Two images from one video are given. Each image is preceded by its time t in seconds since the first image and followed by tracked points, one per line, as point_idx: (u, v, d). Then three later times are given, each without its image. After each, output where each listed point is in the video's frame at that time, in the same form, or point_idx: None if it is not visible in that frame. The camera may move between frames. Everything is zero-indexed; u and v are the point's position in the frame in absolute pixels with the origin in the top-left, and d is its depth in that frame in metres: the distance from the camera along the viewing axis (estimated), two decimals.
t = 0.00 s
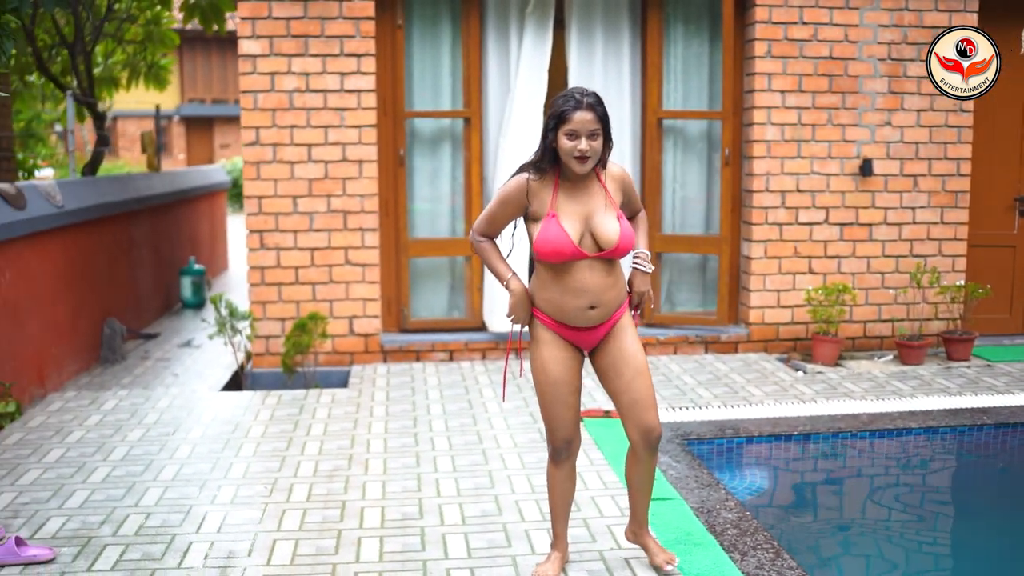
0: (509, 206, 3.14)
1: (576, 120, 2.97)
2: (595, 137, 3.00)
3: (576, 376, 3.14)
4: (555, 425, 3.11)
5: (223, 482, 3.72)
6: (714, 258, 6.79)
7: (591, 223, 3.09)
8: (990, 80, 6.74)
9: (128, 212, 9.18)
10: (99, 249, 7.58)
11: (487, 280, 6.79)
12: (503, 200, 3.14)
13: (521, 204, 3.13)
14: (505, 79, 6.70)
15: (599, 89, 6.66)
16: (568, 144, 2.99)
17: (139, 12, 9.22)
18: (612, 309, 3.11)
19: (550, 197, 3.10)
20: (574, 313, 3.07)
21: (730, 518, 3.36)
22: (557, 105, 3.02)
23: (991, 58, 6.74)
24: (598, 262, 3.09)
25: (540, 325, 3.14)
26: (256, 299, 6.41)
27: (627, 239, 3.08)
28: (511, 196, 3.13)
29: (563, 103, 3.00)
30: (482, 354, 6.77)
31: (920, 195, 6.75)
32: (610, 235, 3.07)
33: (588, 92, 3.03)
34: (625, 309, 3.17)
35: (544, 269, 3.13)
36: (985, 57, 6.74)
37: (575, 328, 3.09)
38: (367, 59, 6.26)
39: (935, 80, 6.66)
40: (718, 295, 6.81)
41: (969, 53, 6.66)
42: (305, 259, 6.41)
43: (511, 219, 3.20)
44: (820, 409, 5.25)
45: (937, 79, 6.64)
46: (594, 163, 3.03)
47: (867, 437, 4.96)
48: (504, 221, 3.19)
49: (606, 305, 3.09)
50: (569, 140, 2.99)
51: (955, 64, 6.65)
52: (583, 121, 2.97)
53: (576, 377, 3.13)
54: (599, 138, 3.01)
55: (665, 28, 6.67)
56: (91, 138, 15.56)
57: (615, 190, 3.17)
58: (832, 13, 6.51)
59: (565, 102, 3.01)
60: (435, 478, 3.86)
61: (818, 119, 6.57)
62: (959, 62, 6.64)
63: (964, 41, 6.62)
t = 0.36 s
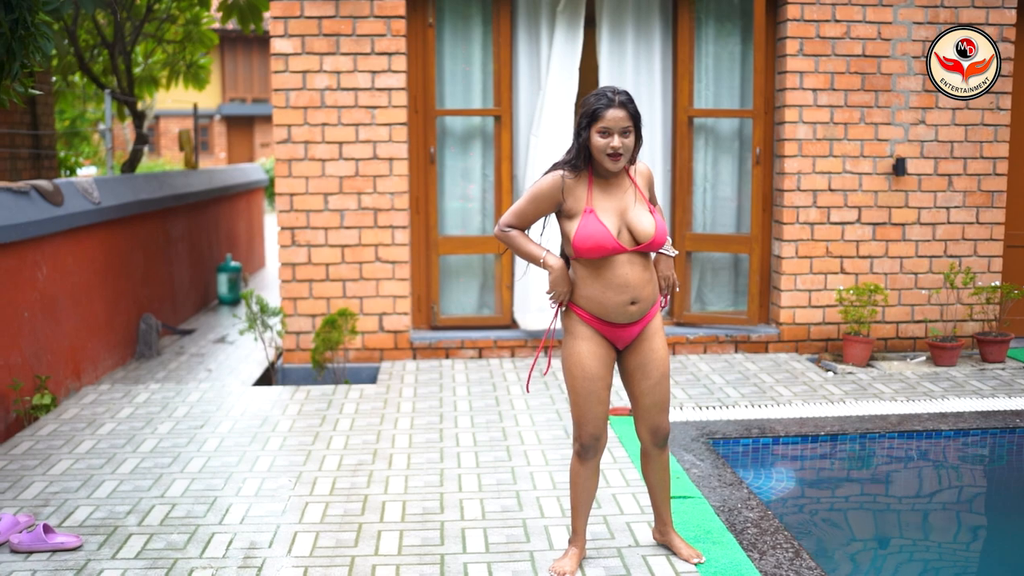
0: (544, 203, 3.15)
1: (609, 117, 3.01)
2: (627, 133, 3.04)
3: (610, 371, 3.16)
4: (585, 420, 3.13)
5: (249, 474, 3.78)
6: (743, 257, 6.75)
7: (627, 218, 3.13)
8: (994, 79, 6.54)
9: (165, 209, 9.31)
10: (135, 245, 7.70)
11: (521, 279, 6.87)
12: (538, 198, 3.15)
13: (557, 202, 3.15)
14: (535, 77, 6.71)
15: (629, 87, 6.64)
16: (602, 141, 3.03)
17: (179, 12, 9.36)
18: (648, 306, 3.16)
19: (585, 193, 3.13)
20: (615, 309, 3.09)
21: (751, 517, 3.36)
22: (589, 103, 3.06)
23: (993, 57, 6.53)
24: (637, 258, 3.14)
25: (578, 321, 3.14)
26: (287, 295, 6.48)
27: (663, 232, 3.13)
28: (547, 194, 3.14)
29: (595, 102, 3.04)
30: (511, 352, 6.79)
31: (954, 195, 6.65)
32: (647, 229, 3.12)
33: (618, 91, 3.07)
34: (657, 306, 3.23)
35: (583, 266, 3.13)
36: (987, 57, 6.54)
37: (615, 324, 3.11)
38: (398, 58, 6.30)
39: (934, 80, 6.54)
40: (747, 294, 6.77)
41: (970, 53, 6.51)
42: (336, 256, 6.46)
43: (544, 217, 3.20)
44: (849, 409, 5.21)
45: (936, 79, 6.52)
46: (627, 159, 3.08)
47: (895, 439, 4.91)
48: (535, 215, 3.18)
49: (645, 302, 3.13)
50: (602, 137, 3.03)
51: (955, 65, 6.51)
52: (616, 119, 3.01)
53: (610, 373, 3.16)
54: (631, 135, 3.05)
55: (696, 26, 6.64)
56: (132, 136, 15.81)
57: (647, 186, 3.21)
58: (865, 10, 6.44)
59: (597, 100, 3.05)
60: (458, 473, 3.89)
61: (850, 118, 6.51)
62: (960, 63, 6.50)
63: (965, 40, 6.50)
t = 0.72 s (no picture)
0: (585, 199, 3.15)
1: (645, 115, 3.02)
2: (663, 130, 3.05)
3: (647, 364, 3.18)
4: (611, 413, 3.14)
5: (273, 466, 3.84)
6: (772, 255, 6.72)
7: (667, 212, 3.15)
8: (993, 80, 6.46)
9: (200, 206, 9.44)
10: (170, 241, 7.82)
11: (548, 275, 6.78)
12: (578, 195, 3.15)
13: (597, 197, 3.15)
14: (564, 76, 6.72)
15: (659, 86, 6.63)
16: (639, 138, 3.04)
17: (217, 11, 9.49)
18: (688, 298, 3.17)
19: (625, 189, 3.14)
20: (655, 302, 3.11)
21: (770, 514, 3.36)
22: (624, 101, 3.06)
23: (993, 58, 6.45)
24: (677, 250, 3.15)
25: (618, 314, 3.16)
26: (316, 291, 6.56)
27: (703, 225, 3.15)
28: (587, 190, 3.15)
29: (631, 100, 3.04)
30: (539, 348, 6.81)
31: (987, 194, 6.57)
32: (688, 222, 3.14)
33: (653, 88, 3.07)
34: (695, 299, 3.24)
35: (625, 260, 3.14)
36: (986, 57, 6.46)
37: (654, 316, 3.13)
38: (427, 56, 6.35)
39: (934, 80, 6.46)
40: (775, 292, 6.74)
41: (971, 53, 6.43)
42: (365, 252, 6.53)
43: (583, 213, 3.20)
44: (877, 409, 5.17)
45: (937, 79, 6.44)
46: (663, 156, 3.08)
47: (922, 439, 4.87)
48: (575, 212, 3.19)
49: (684, 294, 3.15)
50: (639, 134, 3.04)
51: (955, 65, 6.43)
52: (652, 116, 3.02)
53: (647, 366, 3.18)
54: (667, 132, 3.06)
55: (726, 24, 6.62)
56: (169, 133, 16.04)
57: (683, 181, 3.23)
58: (897, 7, 6.37)
59: (633, 98, 3.05)
60: (480, 467, 3.93)
61: (881, 116, 6.45)
62: (960, 63, 6.42)
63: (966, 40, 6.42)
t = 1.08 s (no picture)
0: (609, 195, 3.19)
1: (670, 112, 3.04)
2: (687, 128, 3.07)
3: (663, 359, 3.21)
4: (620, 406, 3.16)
5: (293, 459, 3.91)
6: (797, 255, 6.69)
7: (690, 209, 3.15)
8: (994, 79, 6.38)
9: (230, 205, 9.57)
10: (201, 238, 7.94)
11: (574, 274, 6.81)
12: (603, 191, 3.19)
13: (621, 193, 3.18)
14: (588, 75, 6.74)
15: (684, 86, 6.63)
16: (663, 135, 3.06)
17: (249, 12, 9.61)
18: (707, 296, 3.17)
19: (649, 185, 3.15)
20: (672, 299, 3.13)
21: (784, 512, 3.37)
22: (649, 99, 3.09)
23: (993, 57, 6.36)
24: (696, 249, 3.14)
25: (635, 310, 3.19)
26: (342, 288, 6.64)
27: (725, 224, 3.14)
28: (612, 186, 3.18)
29: (656, 97, 3.07)
30: (562, 346, 6.84)
31: (1015, 193, 6.50)
32: (710, 221, 3.13)
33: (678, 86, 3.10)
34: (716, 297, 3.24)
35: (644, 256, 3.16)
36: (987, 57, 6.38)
37: (671, 314, 3.16)
38: (452, 55, 6.40)
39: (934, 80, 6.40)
40: (799, 292, 6.72)
41: (971, 52, 6.36)
42: (390, 250, 6.60)
43: (608, 211, 3.24)
44: (899, 409, 5.15)
45: (937, 79, 6.37)
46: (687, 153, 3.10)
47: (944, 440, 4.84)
48: (599, 210, 3.22)
49: (703, 293, 3.15)
50: (663, 131, 3.07)
51: (955, 65, 6.37)
52: (677, 113, 3.04)
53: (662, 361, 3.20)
54: (692, 129, 3.08)
55: (751, 23, 6.60)
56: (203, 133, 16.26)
57: (710, 180, 3.23)
58: (923, 6, 6.33)
59: (658, 95, 3.08)
60: (497, 462, 3.97)
61: (907, 115, 6.41)
62: (960, 63, 6.35)
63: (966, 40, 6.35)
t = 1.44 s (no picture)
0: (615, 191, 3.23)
1: (677, 110, 3.06)
2: (695, 125, 3.08)
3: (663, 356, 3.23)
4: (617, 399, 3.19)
5: (310, 455, 3.97)
6: (818, 255, 6.67)
7: (693, 206, 3.16)
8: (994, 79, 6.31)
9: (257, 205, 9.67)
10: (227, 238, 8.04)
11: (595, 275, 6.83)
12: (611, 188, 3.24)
13: (626, 190, 3.21)
14: (609, 76, 6.75)
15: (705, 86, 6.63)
16: (671, 132, 3.09)
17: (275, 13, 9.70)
18: (707, 296, 3.18)
19: (653, 181, 3.17)
20: (671, 297, 3.15)
21: (794, 513, 3.37)
22: (658, 97, 3.12)
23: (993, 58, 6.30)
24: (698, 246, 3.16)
25: (635, 306, 3.22)
26: (365, 286, 6.70)
27: (729, 222, 3.13)
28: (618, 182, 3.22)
29: (664, 96, 3.10)
30: (583, 346, 6.85)
31: None
32: (713, 218, 3.13)
33: (687, 85, 3.12)
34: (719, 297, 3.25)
35: (645, 254, 3.19)
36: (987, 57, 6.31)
37: (670, 311, 3.18)
38: (474, 56, 6.44)
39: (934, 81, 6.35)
40: (820, 293, 6.71)
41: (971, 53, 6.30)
42: (412, 249, 6.65)
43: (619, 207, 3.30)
44: (918, 411, 5.11)
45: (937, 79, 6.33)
46: (695, 150, 3.12)
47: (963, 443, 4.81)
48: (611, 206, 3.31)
49: (703, 291, 3.17)
50: (671, 128, 3.09)
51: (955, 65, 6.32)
52: (684, 111, 3.06)
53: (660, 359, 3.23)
54: (700, 127, 3.09)
55: (773, 23, 6.58)
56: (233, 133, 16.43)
57: (719, 178, 3.23)
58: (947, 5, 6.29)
59: (666, 94, 3.10)
60: (511, 460, 4.00)
61: (930, 115, 6.36)
62: (960, 63, 6.30)
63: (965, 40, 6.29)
